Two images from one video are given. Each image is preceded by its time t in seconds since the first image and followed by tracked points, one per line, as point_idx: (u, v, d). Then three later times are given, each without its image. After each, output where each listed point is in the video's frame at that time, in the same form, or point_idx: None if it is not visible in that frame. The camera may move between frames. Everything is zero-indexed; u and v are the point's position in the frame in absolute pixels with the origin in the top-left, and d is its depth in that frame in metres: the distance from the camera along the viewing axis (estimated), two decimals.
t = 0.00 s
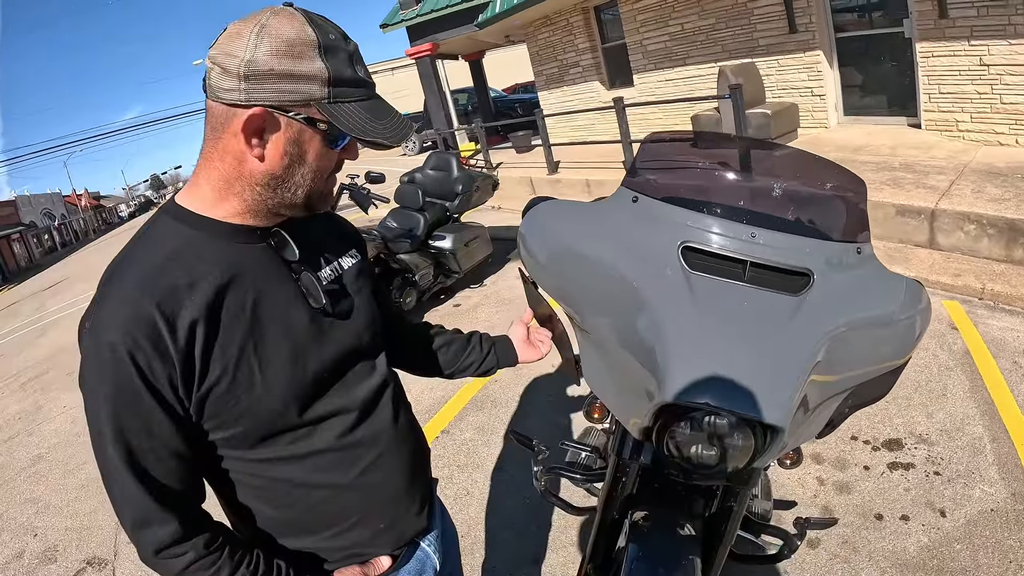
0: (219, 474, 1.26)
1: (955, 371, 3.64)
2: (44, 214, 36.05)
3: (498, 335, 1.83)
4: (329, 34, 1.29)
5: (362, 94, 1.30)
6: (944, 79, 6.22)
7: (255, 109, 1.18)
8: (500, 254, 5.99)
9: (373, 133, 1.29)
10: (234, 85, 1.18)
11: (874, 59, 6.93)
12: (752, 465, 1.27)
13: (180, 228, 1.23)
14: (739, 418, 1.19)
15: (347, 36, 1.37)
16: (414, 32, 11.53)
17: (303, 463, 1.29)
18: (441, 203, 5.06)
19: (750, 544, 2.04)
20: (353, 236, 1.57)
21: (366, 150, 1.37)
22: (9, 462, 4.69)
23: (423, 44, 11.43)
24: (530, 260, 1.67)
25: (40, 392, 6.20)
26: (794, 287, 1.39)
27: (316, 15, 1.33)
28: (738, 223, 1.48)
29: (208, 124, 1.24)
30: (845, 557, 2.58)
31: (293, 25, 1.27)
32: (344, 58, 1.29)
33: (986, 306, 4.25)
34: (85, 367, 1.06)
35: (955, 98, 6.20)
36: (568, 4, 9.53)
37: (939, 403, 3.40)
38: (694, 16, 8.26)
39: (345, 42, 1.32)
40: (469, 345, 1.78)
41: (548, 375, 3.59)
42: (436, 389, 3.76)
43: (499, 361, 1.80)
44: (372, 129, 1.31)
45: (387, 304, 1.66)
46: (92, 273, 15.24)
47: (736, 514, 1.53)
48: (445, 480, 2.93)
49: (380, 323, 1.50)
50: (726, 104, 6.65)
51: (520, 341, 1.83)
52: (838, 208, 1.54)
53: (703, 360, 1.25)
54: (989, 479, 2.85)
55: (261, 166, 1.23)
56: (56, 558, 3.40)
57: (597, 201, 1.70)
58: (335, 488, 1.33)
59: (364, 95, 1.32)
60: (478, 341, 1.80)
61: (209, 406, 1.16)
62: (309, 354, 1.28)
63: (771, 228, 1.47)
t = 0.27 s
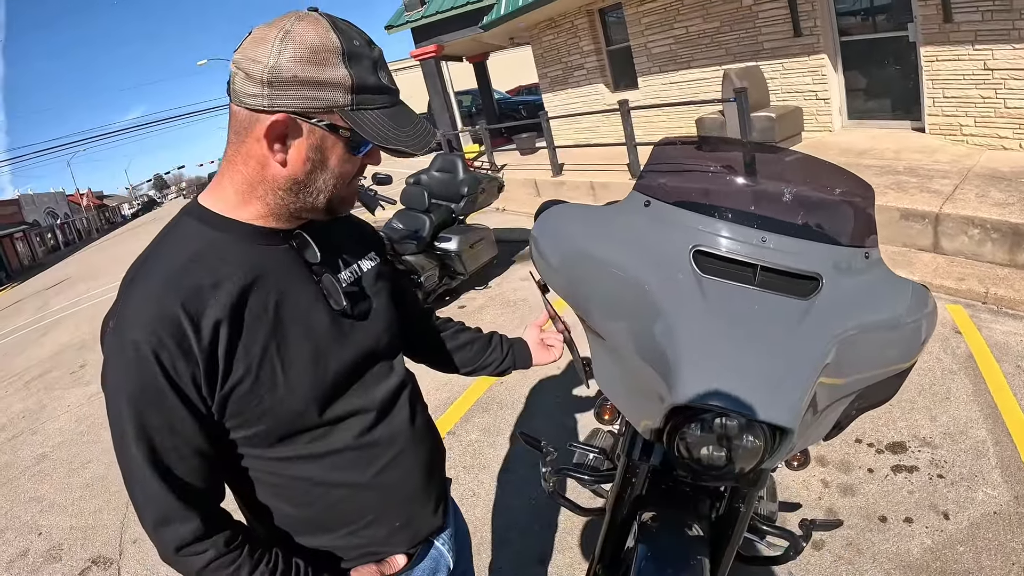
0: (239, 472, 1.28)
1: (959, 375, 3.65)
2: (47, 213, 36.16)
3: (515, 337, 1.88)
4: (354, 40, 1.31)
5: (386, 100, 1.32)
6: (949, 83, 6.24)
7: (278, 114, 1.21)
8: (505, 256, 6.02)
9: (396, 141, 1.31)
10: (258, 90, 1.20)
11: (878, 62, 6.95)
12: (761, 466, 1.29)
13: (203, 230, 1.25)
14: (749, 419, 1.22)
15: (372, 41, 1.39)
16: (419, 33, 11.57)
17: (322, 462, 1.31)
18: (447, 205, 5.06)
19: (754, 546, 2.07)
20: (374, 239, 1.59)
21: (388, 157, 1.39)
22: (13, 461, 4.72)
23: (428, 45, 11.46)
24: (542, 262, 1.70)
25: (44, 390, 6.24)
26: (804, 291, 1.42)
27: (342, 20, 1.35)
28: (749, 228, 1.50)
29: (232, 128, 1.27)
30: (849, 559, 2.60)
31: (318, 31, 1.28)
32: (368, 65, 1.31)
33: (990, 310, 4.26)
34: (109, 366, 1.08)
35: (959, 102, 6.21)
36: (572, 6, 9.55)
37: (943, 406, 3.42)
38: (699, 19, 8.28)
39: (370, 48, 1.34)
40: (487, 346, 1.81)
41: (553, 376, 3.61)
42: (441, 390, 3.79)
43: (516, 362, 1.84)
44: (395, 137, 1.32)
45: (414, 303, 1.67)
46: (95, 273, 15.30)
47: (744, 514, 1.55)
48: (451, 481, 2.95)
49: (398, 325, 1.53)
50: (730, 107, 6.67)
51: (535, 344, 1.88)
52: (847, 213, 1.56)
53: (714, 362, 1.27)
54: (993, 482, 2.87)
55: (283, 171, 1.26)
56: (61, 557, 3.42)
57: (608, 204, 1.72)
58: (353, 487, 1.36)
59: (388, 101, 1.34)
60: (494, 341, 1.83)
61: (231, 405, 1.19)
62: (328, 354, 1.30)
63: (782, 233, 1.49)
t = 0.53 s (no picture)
0: (244, 465, 1.33)
1: (953, 378, 3.70)
2: (49, 212, 36.24)
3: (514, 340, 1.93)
4: (356, 61, 1.35)
5: (384, 119, 1.36)
6: (948, 88, 6.28)
7: (282, 131, 1.26)
8: (505, 258, 6.07)
9: (393, 157, 1.35)
10: (264, 108, 1.26)
11: (879, 66, 6.99)
12: (750, 466, 1.34)
13: (212, 235, 1.31)
14: (737, 420, 1.26)
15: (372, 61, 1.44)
16: (421, 35, 11.62)
17: (322, 457, 1.36)
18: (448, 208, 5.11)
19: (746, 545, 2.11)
20: (376, 245, 1.64)
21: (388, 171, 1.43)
22: (17, 459, 4.77)
23: (430, 47, 11.52)
24: (538, 267, 1.74)
25: (46, 389, 6.28)
26: (791, 297, 1.46)
27: (346, 42, 1.40)
28: (738, 235, 1.55)
29: (241, 141, 1.32)
30: (840, 559, 2.65)
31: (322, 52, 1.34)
32: (369, 85, 1.36)
33: (986, 314, 4.30)
34: (122, 363, 1.13)
35: (958, 106, 6.25)
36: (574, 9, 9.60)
37: (936, 409, 3.46)
38: (700, 22, 8.32)
39: (371, 69, 1.39)
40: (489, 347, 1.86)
41: (551, 378, 3.66)
42: (441, 391, 3.83)
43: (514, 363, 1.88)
44: (392, 153, 1.37)
45: (412, 315, 1.72)
46: (97, 272, 15.37)
47: (733, 513, 1.59)
48: (450, 480, 3.00)
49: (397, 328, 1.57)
50: (730, 111, 6.71)
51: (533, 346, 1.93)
52: (835, 221, 1.60)
53: (702, 365, 1.31)
54: (984, 484, 2.91)
55: (287, 183, 1.31)
56: (64, 554, 3.47)
57: (604, 212, 1.77)
58: (352, 482, 1.40)
59: (387, 120, 1.38)
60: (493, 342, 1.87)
61: (237, 401, 1.24)
62: (329, 355, 1.35)
63: (771, 240, 1.53)
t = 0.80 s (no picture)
0: (241, 447, 1.38)
1: (946, 377, 3.73)
2: (51, 212, 36.36)
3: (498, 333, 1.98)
4: (349, 67, 1.41)
5: (376, 121, 1.41)
6: (945, 90, 6.32)
7: (280, 131, 1.31)
8: (504, 258, 6.11)
9: (384, 157, 1.41)
10: (264, 111, 1.31)
11: (877, 68, 7.03)
12: (730, 454, 1.37)
13: (214, 226, 1.35)
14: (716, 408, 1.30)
15: (363, 65, 1.49)
16: (422, 36, 11.67)
17: (315, 440, 1.41)
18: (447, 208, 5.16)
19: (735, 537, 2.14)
20: (370, 243, 1.68)
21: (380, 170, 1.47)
22: (18, 455, 4.82)
23: (431, 49, 11.58)
24: (528, 264, 1.79)
25: (47, 387, 6.34)
26: (772, 291, 1.50)
27: (341, 50, 1.45)
28: (722, 232, 1.59)
29: (242, 141, 1.37)
30: (829, 554, 2.69)
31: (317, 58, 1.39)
32: (361, 89, 1.41)
33: (979, 314, 4.34)
34: (128, 344, 1.19)
35: (955, 108, 6.28)
36: (574, 11, 9.65)
37: (928, 407, 3.50)
38: (699, 24, 8.36)
39: (364, 74, 1.44)
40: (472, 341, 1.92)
41: (547, 376, 3.70)
42: (438, 389, 3.87)
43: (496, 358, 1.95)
44: (383, 153, 1.42)
45: (404, 309, 1.77)
46: (97, 272, 15.44)
47: (718, 504, 1.63)
48: (445, 476, 3.04)
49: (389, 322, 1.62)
50: (728, 112, 6.76)
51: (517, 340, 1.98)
52: (819, 219, 1.64)
53: (684, 353, 1.35)
54: (974, 481, 2.95)
55: (286, 180, 1.35)
56: (65, 548, 3.52)
57: (594, 210, 1.81)
58: (344, 466, 1.44)
59: (379, 121, 1.43)
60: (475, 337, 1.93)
61: (236, 382, 1.29)
62: (324, 344, 1.40)
63: (752, 237, 1.58)
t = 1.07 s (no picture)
0: (246, 439, 1.41)
1: (942, 376, 3.76)
2: (52, 211, 36.42)
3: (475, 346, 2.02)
4: (352, 71, 1.44)
5: (378, 123, 1.45)
6: (943, 91, 6.35)
7: (286, 133, 1.33)
8: (503, 258, 6.15)
9: (385, 158, 1.44)
10: (269, 113, 1.33)
11: (877, 69, 7.06)
12: (723, 448, 1.41)
13: (221, 224, 1.38)
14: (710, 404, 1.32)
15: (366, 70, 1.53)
16: (423, 37, 11.71)
17: (318, 430, 1.43)
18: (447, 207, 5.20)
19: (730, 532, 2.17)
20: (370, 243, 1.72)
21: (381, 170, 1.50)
22: (20, 452, 4.85)
23: (432, 49, 11.62)
24: (525, 262, 1.81)
25: (49, 385, 6.37)
26: (765, 289, 1.53)
27: (345, 55, 1.49)
28: (716, 231, 1.62)
29: (247, 142, 1.40)
30: (824, 550, 2.72)
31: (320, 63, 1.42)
32: (364, 92, 1.44)
33: (976, 314, 4.37)
34: (138, 339, 1.22)
35: (954, 109, 6.31)
36: (575, 11, 9.68)
37: (924, 406, 3.53)
38: (699, 25, 8.38)
39: (366, 78, 1.47)
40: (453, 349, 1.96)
41: (546, 374, 3.73)
42: (438, 387, 3.91)
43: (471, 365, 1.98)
44: (384, 155, 1.45)
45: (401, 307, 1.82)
46: (98, 271, 15.47)
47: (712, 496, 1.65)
48: (444, 473, 3.07)
49: (389, 317, 1.65)
50: (727, 112, 6.79)
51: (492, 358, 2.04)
52: (811, 217, 1.68)
53: (681, 350, 1.38)
54: (969, 479, 2.98)
55: (290, 180, 1.38)
56: (67, 543, 3.55)
57: (591, 209, 1.84)
58: (346, 456, 1.47)
59: (381, 124, 1.47)
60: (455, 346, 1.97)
61: (243, 375, 1.32)
62: (327, 338, 1.43)
63: (744, 236, 1.61)
